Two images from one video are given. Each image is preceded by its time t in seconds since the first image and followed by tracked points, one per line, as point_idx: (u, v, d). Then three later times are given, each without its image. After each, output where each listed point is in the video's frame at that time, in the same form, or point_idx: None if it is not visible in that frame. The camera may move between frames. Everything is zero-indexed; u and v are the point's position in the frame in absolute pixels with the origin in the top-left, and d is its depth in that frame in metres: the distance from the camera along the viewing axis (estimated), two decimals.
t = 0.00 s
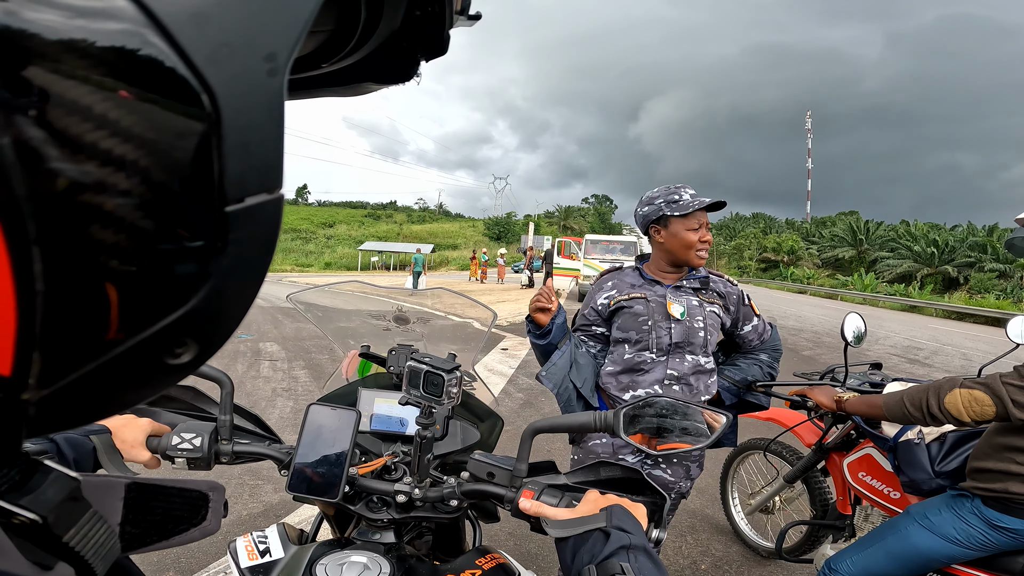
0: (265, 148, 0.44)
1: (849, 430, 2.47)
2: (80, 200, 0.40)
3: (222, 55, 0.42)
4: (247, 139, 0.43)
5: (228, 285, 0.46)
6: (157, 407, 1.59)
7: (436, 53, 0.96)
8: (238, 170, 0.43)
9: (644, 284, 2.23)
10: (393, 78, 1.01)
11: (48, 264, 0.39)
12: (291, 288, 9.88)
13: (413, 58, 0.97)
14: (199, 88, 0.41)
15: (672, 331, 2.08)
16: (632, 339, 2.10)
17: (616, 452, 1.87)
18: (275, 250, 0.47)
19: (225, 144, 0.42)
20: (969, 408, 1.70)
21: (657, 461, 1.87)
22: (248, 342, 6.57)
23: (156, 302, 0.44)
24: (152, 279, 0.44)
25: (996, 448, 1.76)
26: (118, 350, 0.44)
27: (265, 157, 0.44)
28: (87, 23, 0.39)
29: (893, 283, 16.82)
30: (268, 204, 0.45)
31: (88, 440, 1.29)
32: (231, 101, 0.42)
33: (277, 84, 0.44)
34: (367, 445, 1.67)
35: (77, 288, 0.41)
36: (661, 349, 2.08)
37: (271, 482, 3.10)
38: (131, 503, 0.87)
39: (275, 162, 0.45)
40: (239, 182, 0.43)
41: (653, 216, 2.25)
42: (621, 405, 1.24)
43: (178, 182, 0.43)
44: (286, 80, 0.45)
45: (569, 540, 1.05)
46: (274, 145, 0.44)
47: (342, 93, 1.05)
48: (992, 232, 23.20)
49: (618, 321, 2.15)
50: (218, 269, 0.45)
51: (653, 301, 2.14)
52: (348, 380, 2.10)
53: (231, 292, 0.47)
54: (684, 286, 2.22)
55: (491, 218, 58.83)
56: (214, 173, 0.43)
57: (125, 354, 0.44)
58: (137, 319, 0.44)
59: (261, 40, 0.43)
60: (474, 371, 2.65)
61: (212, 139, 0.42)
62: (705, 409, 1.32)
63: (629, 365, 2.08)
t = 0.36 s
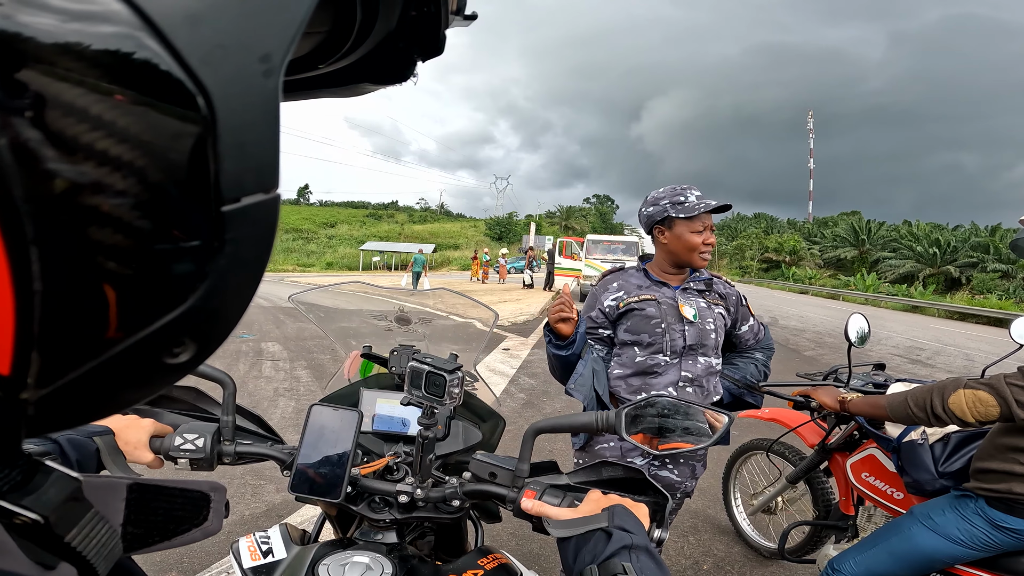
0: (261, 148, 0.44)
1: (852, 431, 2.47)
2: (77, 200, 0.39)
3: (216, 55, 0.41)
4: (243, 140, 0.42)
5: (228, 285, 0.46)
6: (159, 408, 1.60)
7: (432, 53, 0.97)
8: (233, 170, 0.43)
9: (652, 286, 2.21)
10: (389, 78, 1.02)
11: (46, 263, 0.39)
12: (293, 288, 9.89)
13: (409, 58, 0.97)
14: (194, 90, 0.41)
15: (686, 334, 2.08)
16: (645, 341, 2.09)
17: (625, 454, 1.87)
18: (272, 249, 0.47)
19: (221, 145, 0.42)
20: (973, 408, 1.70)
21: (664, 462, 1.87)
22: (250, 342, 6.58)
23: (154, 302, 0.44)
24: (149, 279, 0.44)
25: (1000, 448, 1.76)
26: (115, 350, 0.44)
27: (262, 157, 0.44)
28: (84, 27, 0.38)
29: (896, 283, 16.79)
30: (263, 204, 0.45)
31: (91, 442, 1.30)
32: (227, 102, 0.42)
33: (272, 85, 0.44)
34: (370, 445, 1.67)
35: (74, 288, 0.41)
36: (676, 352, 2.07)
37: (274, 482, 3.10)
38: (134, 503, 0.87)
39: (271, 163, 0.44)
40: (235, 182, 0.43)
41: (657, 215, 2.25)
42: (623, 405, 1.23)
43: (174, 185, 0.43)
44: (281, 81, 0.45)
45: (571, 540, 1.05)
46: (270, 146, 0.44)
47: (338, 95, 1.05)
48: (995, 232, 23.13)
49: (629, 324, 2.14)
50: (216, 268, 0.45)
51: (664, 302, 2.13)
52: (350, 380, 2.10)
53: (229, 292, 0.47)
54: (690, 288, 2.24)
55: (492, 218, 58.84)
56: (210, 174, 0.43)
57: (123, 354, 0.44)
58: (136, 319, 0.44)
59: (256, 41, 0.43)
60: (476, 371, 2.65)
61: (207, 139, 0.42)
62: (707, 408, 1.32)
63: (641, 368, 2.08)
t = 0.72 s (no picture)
0: (244, 160, 0.42)
1: (855, 432, 2.46)
2: (31, 225, 0.36)
3: (186, 62, 0.39)
4: (221, 150, 0.41)
5: (212, 307, 0.45)
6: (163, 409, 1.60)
7: (449, 54, 0.95)
8: (212, 184, 0.40)
9: (654, 286, 2.21)
10: (408, 82, 1.00)
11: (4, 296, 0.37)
12: (295, 288, 9.90)
13: (427, 61, 0.95)
14: (163, 100, 0.38)
15: (689, 334, 2.08)
16: (647, 341, 2.09)
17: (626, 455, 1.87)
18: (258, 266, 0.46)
19: (196, 158, 0.40)
20: (977, 408, 1.69)
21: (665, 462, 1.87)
22: (252, 342, 6.59)
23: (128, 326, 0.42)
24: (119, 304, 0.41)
25: (1004, 449, 1.75)
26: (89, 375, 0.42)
27: (243, 167, 0.42)
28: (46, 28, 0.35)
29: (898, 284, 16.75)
30: (247, 220, 0.43)
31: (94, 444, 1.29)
32: (202, 111, 0.39)
33: (255, 91, 0.42)
34: (373, 445, 1.67)
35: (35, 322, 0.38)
36: (679, 352, 2.07)
37: (276, 482, 3.11)
38: (138, 505, 0.87)
39: (252, 172, 0.43)
40: (214, 198, 0.41)
41: (660, 216, 2.25)
42: (626, 406, 1.24)
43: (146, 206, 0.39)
44: (263, 85, 0.43)
45: (574, 541, 1.05)
46: (251, 154, 0.42)
47: (357, 97, 1.05)
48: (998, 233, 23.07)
49: (632, 324, 2.14)
50: (195, 290, 0.44)
51: (667, 303, 2.13)
52: (352, 381, 2.10)
53: (212, 312, 0.46)
54: (692, 289, 2.24)
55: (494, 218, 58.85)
56: (184, 188, 0.40)
57: (102, 378, 0.43)
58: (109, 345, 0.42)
59: (235, 44, 0.41)
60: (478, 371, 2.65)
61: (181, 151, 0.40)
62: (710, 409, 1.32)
63: (643, 369, 2.08)
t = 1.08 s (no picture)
0: (153, 158, 0.33)
1: (857, 431, 2.46)
2: None
3: (18, 29, 0.28)
4: (115, 150, 0.31)
5: (153, 338, 0.36)
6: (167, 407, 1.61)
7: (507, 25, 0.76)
8: (104, 190, 0.31)
9: (653, 284, 2.22)
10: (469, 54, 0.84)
11: None
12: (298, 287, 9.94)
13: (482, 28, 0.78)
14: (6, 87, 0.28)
15: (686, 332, 2.08)
16: (645, 340, 2.09)
17: (625, 453, 1.87)
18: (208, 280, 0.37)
19: (71, 158, 0.30)
20: (980, 407, 1.69)
21: (665, 461, 1.87)
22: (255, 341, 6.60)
23: (29, 375, 0.33)
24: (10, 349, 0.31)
25: (1007, 449, 1.75)
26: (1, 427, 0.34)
27: (155, 169, 0.33)
28: None
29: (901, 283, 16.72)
30: (178, 233, 0.34)
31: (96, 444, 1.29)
32: (72, 98, 0.29)
33: (160, 64, 0.33)
34: (374, 444, 1.68)
35: None
36: (676, 351, 2.07)
37: (279, 481, 3.12)
38: (144, 502, 0.89)
39: (169, 174, 0.33)
40: (117, 210, 0.31)
41: (658, 215, 2.26)
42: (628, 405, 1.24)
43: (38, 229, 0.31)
44: (173, 59, 0.33)
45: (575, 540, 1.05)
46: (162, 152, 0.33)
47: (417, 73, 0.93)
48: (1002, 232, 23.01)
49: (629, 321, 2.14)
50: (119, 319, 0.34)
51: (665, 301, 2.13)
52: (355, 380, 2.11)
53: (156, 346, 0.37)
54: (691, 287, 2.24)
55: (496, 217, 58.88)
56: (67, 199, 0.30)
57: (19, 428, 0.35)
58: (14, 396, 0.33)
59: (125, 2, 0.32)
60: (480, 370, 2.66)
61: (48, 151, 0.30)
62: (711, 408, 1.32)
63: (641, 367, 2.08)
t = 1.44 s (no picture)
0: (143, 160, 0.32)
1: (860, 430, 2.45)
2: None
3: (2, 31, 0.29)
4: (103, 153, 0.31)
5: (149, 347, 0.36)
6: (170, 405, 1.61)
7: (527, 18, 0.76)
8: (93, 193, 0.31)
9: (652, 283, 2.22)
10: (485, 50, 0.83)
11: None
12: (300, 285, 9.96)
13: (498, 21, 0.77)
14: None
15: (685, 330, 2.08)
16: (644, 338, 2.09)
17: (625, 452, 1.88)
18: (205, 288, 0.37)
19: (57, 161, 0.29)
20: (981, 406, 1.68)
21: (665, 460, 1.87)
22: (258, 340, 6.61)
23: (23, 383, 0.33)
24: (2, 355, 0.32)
25: (1010, 448, 1.74)
26: None
27: (144, 173, 0.32)
28: None
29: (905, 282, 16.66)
30: (173, 240, 0.34)
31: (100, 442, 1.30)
32: (58, 101, 0.29)
33: (152, 64, 0.32)
34: (376, 443, 1.68)
35: None
36: (675, 349, 2.07)
37: (282, 480, 3.13)
38: (147, 500, 0.89)
39: (161, 179, 0.33)
40: (106, 217, 0.31)
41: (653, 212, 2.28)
42: (629, 404, 1.24)
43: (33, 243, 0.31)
44: (165, 59, 0.33)
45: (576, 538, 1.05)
46: (153, 155, 0.33)
47: (434, 70, 0.92)
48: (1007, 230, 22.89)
49: (628, 320, 2.14)
50: (113, 328, 0.34)
51: (664, 300, 2.13)
52: (357, 378, 2.12)
53: (153, 355, 0.37)
54: (690, 286, 2.24)
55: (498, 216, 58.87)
56: (55, 207, 0.30)
57: (19, 436, 0.35)
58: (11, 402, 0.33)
59: None
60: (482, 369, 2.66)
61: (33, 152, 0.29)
62: (714, 407, 1.32)
63: (641, 365, 2.08)
